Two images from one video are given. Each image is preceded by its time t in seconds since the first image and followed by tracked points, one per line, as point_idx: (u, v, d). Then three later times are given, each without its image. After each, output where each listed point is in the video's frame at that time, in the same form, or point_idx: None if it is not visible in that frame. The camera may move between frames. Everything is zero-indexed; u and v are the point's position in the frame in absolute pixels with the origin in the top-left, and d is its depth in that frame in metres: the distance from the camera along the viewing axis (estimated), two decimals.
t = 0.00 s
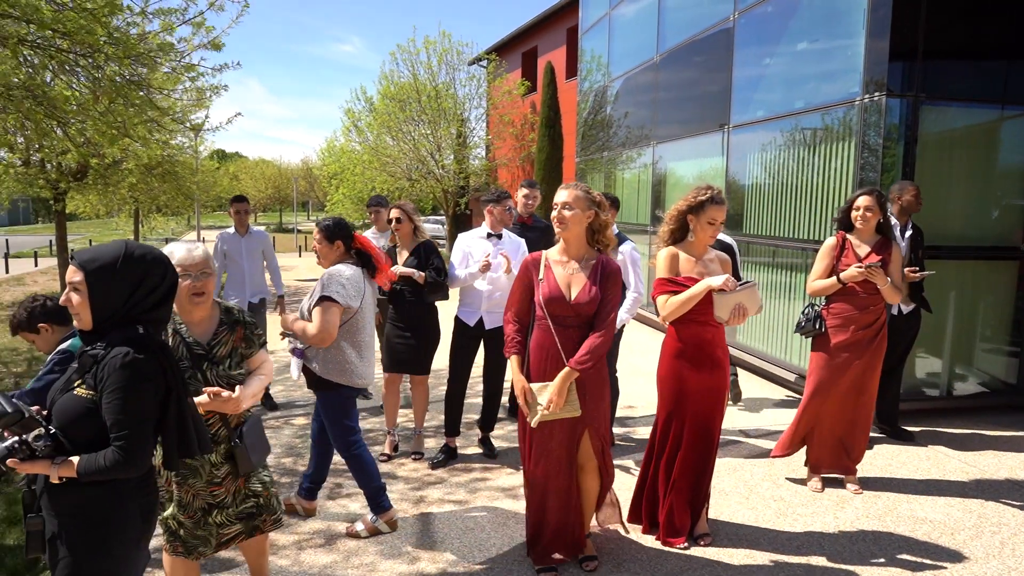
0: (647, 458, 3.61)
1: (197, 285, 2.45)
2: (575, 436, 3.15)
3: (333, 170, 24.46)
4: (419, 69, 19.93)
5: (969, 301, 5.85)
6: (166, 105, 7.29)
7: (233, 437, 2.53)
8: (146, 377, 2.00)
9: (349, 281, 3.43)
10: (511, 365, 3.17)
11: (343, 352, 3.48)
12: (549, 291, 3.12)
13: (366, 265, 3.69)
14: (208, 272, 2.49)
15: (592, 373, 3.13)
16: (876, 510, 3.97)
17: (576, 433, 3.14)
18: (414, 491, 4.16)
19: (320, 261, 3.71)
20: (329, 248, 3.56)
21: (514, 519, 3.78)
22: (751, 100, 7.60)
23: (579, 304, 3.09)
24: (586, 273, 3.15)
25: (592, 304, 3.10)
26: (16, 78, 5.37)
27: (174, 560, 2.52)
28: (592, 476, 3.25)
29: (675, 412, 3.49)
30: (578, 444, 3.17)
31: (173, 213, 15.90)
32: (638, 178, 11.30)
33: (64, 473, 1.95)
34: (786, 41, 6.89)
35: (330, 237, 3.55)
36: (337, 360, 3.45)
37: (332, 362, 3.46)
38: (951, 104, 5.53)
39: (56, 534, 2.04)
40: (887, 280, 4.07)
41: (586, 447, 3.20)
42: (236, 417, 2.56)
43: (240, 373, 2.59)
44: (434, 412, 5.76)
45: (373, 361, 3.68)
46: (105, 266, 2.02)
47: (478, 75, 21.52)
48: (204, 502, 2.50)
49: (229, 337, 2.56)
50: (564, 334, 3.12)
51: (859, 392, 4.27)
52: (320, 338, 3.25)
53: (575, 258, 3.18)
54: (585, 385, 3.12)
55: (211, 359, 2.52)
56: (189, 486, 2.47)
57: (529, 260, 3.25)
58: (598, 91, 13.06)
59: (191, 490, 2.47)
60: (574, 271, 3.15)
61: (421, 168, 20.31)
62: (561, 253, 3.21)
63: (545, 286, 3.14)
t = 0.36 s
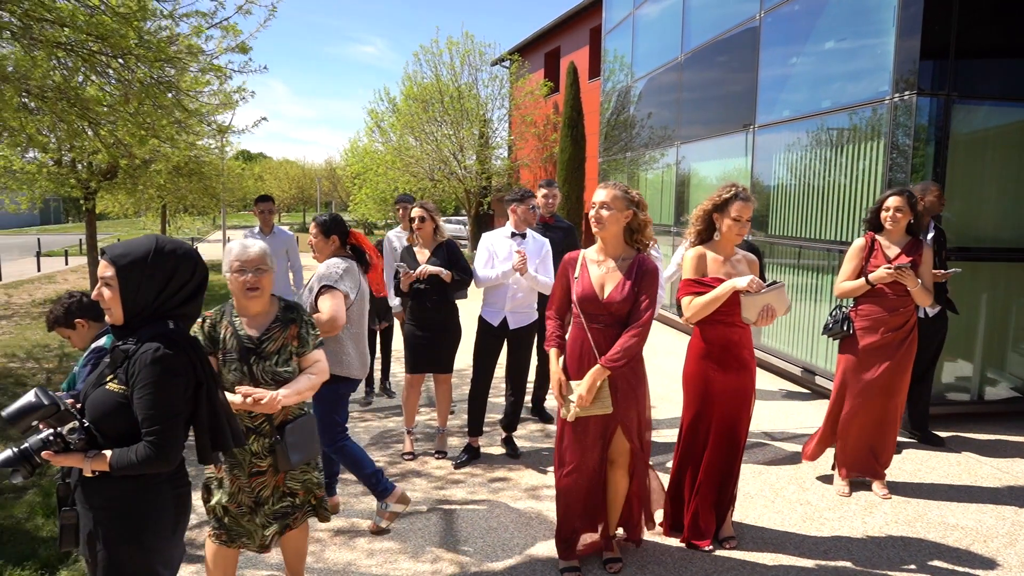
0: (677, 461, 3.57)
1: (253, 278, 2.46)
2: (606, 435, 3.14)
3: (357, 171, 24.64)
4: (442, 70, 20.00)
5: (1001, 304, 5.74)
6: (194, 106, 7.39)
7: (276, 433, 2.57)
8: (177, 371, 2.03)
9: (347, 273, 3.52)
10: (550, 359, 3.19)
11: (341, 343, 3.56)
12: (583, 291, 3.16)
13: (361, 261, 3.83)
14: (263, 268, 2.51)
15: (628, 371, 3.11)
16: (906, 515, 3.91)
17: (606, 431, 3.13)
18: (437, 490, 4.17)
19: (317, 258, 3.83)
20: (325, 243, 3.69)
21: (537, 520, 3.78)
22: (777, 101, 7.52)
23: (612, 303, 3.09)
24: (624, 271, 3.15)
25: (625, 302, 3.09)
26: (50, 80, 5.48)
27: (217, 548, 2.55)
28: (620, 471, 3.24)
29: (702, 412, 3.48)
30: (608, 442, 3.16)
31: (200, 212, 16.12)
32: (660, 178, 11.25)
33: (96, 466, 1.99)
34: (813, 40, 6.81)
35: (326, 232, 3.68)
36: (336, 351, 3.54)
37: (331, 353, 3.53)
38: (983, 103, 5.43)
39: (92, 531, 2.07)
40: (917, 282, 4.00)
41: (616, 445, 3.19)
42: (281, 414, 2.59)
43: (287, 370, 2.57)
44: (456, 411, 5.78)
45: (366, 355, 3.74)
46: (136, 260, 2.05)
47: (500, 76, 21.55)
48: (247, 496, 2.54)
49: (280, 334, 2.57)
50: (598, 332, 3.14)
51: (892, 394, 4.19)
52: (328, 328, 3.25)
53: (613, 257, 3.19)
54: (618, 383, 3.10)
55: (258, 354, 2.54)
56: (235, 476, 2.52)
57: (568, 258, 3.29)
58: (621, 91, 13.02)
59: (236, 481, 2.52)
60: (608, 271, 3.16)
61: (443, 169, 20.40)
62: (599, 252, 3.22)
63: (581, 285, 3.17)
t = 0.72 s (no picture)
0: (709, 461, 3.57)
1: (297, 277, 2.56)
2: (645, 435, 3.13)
3: (386, 173, 24.84)
4: (471, 72, 20.08)
5: None
6: (228, 109, 7.52)
7: (319, 427, 2.64)
8: (219, 367, 2.07)
9: (357, 269, 3.88)
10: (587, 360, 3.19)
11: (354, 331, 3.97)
12: (623, 292, 3.15)
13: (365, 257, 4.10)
14: (310, 266, 2.58)
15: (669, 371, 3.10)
16: (943, 522, 3.83)
17: (644, 432, 3.12)
18: (465, 489, 4.19)
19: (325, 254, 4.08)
20: (333, 240, 3.92)
21: (565, 520, 3.78)
22: (809, 101, 7.42)
23: (652, 304, 3.09)
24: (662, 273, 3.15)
25: (663, 303, 3.09)
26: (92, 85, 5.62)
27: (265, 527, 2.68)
28: (654, 472, 3.20)
29: (734, 413, 3.45)
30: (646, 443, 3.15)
31: (233, 214, 16.38)
32: (689, 179, 11.17)
33: (143, 461, 2.02)
34: (848, 39, 6.71)
35: (333, 229, 3.92)
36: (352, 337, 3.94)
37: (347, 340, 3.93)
38: None
39: (141, 525, 2.12)
40: (955, 282, 3.93)
41: (654, 446, 3.17)
42: (325, 409, 2.67)
43: (332, 367, 2.63)
44: (484, 411, 5.80)
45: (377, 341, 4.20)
46: (177, 258, 2.09)
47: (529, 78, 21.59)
48: (294, 477, 2.64)
49: (329, 331, 2.65)
50: (637, 333, 3.13)
51: (930, 398, 4.11)
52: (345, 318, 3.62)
53: (651, 258, 3.18)
54: (658, 384, 3.10)
55: (305, 348, 2.63)
56: (285, 458, 2.64)
57: (605, 258, 3.27)
58: (650, 92, 12.95)
59: (284, 465, 2.64)
60: (646, 272, 3.15)
61: (472, 171, 20.50)
62: (635, 253, 3.22)
63: (619, 286, 3.17)
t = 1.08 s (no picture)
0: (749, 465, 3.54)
1: (336, 276, 2.63)
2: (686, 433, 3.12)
3: (422, 174, 25.04)
4: (506, 74, 20.13)
5: None
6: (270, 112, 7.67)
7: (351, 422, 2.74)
8: (272, 363, 2.12)
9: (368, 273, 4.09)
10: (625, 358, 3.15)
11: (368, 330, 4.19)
12: (666, 290, 3.11)
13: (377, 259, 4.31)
14: (349, 268, 2.62)
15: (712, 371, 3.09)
16: (993, 532, 3.72)
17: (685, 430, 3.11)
18: (500, 489, 4.21)
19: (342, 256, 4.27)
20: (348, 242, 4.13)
21: (601, 522, 3.77)
22: (851, 100, 7.28)
23: (695, 303, 3.08)
24: (701, 273, 3.14)
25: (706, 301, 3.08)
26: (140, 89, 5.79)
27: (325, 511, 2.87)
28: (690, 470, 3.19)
29: (774, 416, 3.41)
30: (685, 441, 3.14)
31: (273, 215, 16.69)
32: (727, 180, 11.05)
33: (202, 457, 2.09)
34: (892, 36, 6.57)
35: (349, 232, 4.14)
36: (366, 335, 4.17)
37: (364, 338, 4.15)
38: None
39: (200, 519, 2.17)
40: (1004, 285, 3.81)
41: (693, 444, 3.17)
42: (359, 406, 2.74)
43: (365, 366, 2.70)
44: (520, 411, 5.82)
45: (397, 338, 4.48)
46: (226, 258, 2.14)
47: (565, 79, 21.58)
48: (335, 468, 2.78)
49: (366, 330, 2.71)
50: (679, 332, 3.12)
51: (978, 403, 4.00)
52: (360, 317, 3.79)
53: (691, 258, 3.16)
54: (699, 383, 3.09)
55: (344, 343, 2.74)
56: (325, 449, 2.79)
57: (643, 255, 3.24)
58: (687, 92, 12.84)
59: (326, 455, 2.79)
60: (688, 272, 3.13)
61: (508, 172, 20.58)
62: (673, 253, 3.19)
63: (661, 283, 3.13)
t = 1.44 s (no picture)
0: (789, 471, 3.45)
1: (376, 276, 2.67)
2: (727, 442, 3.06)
3: (459, 175, 25.17)
4: (544, 75, 20.12)
5: None
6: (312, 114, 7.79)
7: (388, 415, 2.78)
8: (326, 363, 2.15)
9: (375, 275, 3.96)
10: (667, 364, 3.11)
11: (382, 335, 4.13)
12: (707, 297, 3.07)
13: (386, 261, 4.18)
14: (388, 268, 2.65)
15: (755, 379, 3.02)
16: None
17: (726, 439, 3.05)
18: (538, 490, 4.20)
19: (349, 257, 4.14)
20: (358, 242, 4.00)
21: (640, 525, 3.73)
22: (899, 97, 7.10)
23: (736, 310, 3.03)
24: (742, 280, 3.10)
25: (747, 308, 3.04)
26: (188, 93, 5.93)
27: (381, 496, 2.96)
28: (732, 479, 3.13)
29: (819, 421, 3.34)
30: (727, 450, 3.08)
31: (314, 216, 16.96)
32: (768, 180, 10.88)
33: (260, 453, 2.12)
34: (944, 31, 6.39)
35: (359, 231, 3.97)
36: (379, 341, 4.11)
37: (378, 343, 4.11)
38: None
39: (259, 516, 2.20)
40: None
41: (734, 453, 3.10)
42: (394, 403, 2.79)
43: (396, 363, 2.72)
44: (557, 412, 5.81)
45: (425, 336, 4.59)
46: (282, 258, 2.17)
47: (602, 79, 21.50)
48: (380, 458, 2.84)
49: (399, 329, 2.73)
50: (720, 338, 3.07)
51: None
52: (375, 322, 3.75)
53: (731, 264, 3.12)
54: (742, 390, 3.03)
55: (378, 340, 2.79)
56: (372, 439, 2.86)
57: (683, 261, 3.20)
58: (728, 91, 12.68)
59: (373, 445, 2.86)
60: (731, 277, 3.09)
61: (545, 172, 20.58)
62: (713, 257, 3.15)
63: (701, 290, 3.09)
